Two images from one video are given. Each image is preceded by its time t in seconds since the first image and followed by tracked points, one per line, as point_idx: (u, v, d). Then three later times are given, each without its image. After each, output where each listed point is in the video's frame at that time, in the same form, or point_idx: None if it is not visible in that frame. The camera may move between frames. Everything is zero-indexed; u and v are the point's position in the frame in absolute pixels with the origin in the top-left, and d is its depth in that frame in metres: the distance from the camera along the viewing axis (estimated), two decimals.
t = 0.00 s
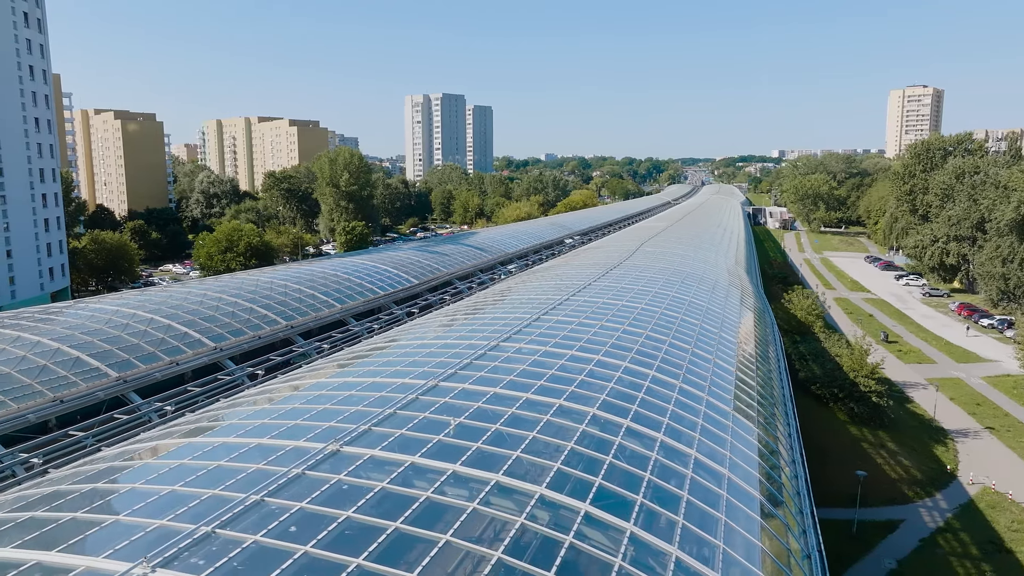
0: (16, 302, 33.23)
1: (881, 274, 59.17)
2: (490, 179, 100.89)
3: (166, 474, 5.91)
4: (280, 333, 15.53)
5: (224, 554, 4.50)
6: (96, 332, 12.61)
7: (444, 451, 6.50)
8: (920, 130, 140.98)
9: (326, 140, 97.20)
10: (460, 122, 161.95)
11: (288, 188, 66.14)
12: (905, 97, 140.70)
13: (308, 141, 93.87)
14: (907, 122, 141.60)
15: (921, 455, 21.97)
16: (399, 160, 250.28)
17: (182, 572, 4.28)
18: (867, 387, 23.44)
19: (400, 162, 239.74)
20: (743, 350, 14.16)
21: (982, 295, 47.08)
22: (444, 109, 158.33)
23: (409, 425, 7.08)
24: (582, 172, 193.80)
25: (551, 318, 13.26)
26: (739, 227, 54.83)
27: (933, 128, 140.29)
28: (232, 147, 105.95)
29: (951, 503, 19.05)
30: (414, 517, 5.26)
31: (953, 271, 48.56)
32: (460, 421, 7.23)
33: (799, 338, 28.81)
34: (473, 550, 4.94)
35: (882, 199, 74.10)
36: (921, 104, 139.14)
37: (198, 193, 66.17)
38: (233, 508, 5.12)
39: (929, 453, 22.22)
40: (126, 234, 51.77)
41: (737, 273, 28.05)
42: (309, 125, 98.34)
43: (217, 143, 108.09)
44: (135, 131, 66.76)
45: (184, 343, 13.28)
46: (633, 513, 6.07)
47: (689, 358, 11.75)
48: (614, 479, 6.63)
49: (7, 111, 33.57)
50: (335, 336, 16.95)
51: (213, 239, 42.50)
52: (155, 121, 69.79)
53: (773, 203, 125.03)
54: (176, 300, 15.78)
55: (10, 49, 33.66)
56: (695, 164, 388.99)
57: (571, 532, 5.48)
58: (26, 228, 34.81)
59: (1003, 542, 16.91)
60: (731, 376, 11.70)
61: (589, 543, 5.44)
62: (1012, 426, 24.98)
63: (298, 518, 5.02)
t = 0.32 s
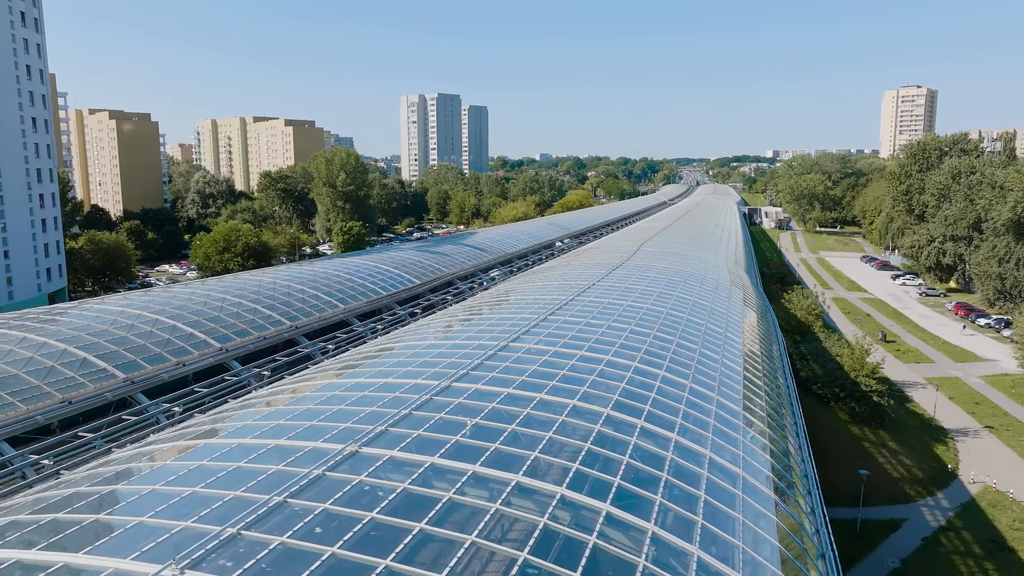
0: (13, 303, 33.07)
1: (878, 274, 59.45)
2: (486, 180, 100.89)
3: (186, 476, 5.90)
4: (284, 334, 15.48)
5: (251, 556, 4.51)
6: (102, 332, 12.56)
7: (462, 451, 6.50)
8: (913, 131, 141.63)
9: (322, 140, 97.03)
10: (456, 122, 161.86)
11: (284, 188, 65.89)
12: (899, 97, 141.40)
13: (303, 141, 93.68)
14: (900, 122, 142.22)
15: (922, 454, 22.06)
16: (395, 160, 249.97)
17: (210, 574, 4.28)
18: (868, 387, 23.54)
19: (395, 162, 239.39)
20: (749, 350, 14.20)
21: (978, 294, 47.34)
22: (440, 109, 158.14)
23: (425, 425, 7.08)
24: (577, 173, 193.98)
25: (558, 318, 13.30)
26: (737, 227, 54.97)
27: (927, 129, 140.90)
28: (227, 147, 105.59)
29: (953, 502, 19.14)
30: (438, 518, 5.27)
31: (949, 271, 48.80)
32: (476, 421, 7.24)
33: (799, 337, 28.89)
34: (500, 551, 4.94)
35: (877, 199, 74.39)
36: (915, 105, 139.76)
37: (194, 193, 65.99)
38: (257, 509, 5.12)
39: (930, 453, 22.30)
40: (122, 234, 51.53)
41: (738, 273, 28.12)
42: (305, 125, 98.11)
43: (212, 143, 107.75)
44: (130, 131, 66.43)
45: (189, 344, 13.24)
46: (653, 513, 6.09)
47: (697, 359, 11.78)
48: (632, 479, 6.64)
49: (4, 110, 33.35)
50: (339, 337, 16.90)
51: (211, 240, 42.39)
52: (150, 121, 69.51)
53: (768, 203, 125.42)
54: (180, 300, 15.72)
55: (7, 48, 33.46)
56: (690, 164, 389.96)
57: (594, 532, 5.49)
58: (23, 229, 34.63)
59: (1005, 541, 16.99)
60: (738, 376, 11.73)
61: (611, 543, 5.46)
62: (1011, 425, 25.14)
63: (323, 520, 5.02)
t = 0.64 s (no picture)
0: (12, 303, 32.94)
1: (876, 273, 59.69)
2: (483, 180, 100.89)
3: (209, 476, 5.90)
4: (291, 335, 15.45)
5: (282, 558, 4.52)
6: (111, 334, 12.52)
7: (484, 453, 6.50)
8: (910, 131, 142.03)
9: (319, 140, 96.90)
10: (453, 122, 161.68)
11: (282, 188, 65.71)
12: (895, 98, 141.79)
13: (300, 141, 93.56)
14: (896, 122, 142.54)
15: (925, 454, 22.14)
16: (392, 160, 249.75)
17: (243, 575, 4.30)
18: (871, 387, 23.60)
19: (392, 162, 239.11)
20: (757, 349, 14.23)
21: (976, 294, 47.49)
22: (437, 109, 157.92)
23: (443, 426, 7.10)
24: (574, 173, 194.09)
25: (567, 319, 13.33)
26: (736, 227, 55.06)
27: (923, 129, 141.30)
28: (223, 147, 105.33)
29: (956, 501, 19.22)
30: (464, 519, 5.27)
31: (947, 271, 48.97)
32: (495, 422, 7.26)
33: (801, 337, 28.94)
34: (530, 552, 4.95)
35: (874, 199, 74.60)
36: (911, 105, 140.15)
37: (191, 193, 65.87)
38: (284, 510, 5.12)
39: (933, 452, 22.38)
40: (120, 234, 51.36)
41: (740, 273, 28.19)
42: (302, 125, 97.98)
43: (208, 143, 107.49)
44: (127, 131, 66.24)
45: (197, 345, 13.21)
46: (675, 513, 6.10)
47: (707, 359, 11.80)
48: (651, 478, 6.68)
49: (3, 110, 33.19)
50: (345, 337, 16.86)
51: (210, 240, 42.31)
52: (147, 121, 69.33)
53: (765, 203, 125.64)
54: (186, 301, 15.67)
55: (7, 49, 33.32)
56: (686, 164, 390.54)
57: (620, 534, 5.50)
58: (23, 230, 34.51)
59: (1009, 540, 17.06)
60: (748, 376, 11.75)
61: (636, 544, 5.47)
62: (1013, 424, 25.24)
63: (350, 521, 5.03)
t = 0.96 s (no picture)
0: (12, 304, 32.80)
1: (875, 273, 59.85)
2: (481, 179, 100.85)
3: (234, 477, 5.87)
4: (298, 335, 15.42)
5: (314, 559, 4.53)
6: (121, 335, 12.49)
7: (506, 454, 6.49)
8: (906, 131, 142.36)
9: (317, 140, 96.72)
10: (450, 122, 161.58)
11: (280, 188, 65.56)
12: (891, 98, 142.14)
13: (298, 141, 93.40)
14: (892, 122, 142.81)
15: (929, 453, 22.20)
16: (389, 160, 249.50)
17: None
18: (874, 387, 23.62)
19: (389, 162, 238.85)
20: (765, 349, 14.23)
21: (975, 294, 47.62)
22: (434, 109, 157.73)
23: (463, 427, 7.09)
24: (571, 172, 194.18)
25: (576, 319, 13.30)
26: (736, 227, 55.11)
27: (919, 129, 141.63)
28: (220, 147, 105.11)
29: (961, 500, 19.26)
30: (492, 520, 5.28)
31: (946, 271, 49.08)
32: (514, 423, 7.25)
33: (803, 337, 28.98)
34: (560, 554, 4.97)
35: (872, 198, 74.70)
36: (907, 106, 140.50)
37: (189, 193, 65.72)
38: (312, 511, 5.12)
39: (936, 451, 22.44)
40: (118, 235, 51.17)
41: (743, 273, 28.19)
42: (299, 125, 97.86)
43: (205, 143, 107.23)
44: (124, 131, 66.05)
45: (206, 345, 13.19)
46: (699, 514, 6.09)
47: (717, 359, 11.79)
48: (672, 478, 6.67)
49: (3, 109, 33.02)
50: (351, 338, 16.83)
51: (209, 240, 42.21)
52: (144, 121, 69.16)
53: (762, 203, 125.79)
54: (193, 302, 15.64)
55: (7, 48, 33.20)
56: (683, 164, 391.00)
57: (648, 534, 5.51)
58: (23, 230, 34.38)
59: (1014, 539, 17.11)
60: (759, 375, 11.73)
61: (663, 543, 5.48)
62: (1015, 423, 25.32)
63: (379, 522, 5.05)
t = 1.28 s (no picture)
0: (14, 304, 32.70)
1: (874, 272, 59.99)
2: (480, 179, 100.81)
3: (260, 478, 5.87)
4: (307, 336, 15.41)
5: (348, 561, 4.56)
6: (131, 335, 12.47)
7: (529, 455, 6.51)
8: (903, 131, 142.58)
9: (315, 141, 96.61)
10: (448, 122, 161.56)
11: (279, 188, 65.48)
12: (888, 98, 142.42)
13: (297, 141, 93.34)
14: (890, 122, 143.13)
15: (934, 453, 22.25)
16: (387, 160, 249.34)
17: None
18: (879, 387, 23.66)
19: (387, 162, 238.51)
20: (773, 349, 14.23)
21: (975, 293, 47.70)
22: (432, 109, 157.67)
23: (484, 428, 7.10)
24: (568, 172, 194.24)
25: (587, 319, 13.32)
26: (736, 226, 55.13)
27: (916, 129, 141.89)
28: (218, 147, 104.97)
29: (966, 500, 19.29)
30: (521, 521, 5.29)
31: (946, 271, 49.16)
32: (535, 424, 7.25)
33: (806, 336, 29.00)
34: (591, 555, 4.98)
35: (871, 198, 74.80)
36: (904, 106, 140.77)
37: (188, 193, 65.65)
38: (342, 513, 5.13)
39: (941, 450, 22.50)
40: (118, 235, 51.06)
41: (746, 273, 28.18)
42: (298, 125, 97.72)
43: (203, 143, 107.10)
44: (122, 131, 65.93)
45: (217, 346, 13.18)
46: (725, 515, 6.09)
47: (728, 358, 11.81)
48: (695, 478, 6.68)
49: (4, 110, 32.94)
50: (359, 339, 16.80)
51: (210, 240, 42.16)
52: (143, 121, 69.00)
53: (760, 203, 125.88)
54: (201, 303, 15.62)
55: (8, 48, 33.12)
56: (681, 164, 391.38)
57: (677, 535, 5.52)
58: (24, 230, 34.30)
59: (1021, 538, 17.14)
60: (770, 375, 11.73)
61: (691, 544, 5.49)
62: (1018, 423, 25.38)
63: (408, 523, 5.08)
